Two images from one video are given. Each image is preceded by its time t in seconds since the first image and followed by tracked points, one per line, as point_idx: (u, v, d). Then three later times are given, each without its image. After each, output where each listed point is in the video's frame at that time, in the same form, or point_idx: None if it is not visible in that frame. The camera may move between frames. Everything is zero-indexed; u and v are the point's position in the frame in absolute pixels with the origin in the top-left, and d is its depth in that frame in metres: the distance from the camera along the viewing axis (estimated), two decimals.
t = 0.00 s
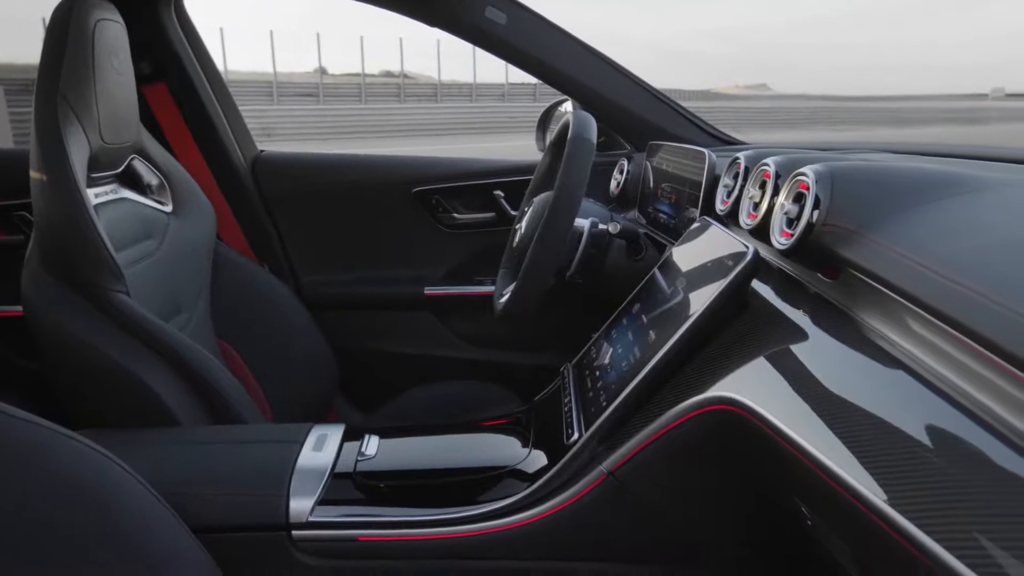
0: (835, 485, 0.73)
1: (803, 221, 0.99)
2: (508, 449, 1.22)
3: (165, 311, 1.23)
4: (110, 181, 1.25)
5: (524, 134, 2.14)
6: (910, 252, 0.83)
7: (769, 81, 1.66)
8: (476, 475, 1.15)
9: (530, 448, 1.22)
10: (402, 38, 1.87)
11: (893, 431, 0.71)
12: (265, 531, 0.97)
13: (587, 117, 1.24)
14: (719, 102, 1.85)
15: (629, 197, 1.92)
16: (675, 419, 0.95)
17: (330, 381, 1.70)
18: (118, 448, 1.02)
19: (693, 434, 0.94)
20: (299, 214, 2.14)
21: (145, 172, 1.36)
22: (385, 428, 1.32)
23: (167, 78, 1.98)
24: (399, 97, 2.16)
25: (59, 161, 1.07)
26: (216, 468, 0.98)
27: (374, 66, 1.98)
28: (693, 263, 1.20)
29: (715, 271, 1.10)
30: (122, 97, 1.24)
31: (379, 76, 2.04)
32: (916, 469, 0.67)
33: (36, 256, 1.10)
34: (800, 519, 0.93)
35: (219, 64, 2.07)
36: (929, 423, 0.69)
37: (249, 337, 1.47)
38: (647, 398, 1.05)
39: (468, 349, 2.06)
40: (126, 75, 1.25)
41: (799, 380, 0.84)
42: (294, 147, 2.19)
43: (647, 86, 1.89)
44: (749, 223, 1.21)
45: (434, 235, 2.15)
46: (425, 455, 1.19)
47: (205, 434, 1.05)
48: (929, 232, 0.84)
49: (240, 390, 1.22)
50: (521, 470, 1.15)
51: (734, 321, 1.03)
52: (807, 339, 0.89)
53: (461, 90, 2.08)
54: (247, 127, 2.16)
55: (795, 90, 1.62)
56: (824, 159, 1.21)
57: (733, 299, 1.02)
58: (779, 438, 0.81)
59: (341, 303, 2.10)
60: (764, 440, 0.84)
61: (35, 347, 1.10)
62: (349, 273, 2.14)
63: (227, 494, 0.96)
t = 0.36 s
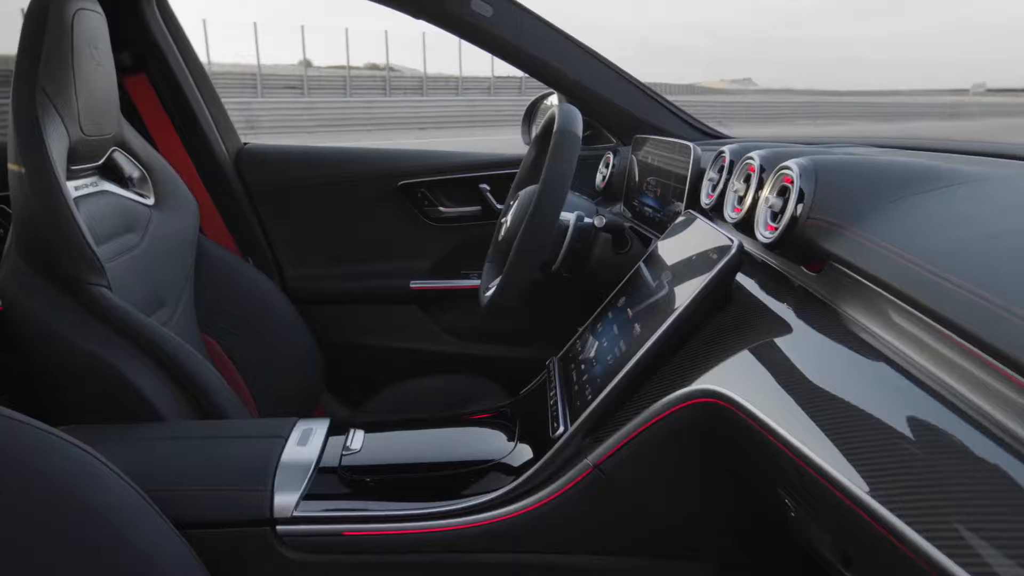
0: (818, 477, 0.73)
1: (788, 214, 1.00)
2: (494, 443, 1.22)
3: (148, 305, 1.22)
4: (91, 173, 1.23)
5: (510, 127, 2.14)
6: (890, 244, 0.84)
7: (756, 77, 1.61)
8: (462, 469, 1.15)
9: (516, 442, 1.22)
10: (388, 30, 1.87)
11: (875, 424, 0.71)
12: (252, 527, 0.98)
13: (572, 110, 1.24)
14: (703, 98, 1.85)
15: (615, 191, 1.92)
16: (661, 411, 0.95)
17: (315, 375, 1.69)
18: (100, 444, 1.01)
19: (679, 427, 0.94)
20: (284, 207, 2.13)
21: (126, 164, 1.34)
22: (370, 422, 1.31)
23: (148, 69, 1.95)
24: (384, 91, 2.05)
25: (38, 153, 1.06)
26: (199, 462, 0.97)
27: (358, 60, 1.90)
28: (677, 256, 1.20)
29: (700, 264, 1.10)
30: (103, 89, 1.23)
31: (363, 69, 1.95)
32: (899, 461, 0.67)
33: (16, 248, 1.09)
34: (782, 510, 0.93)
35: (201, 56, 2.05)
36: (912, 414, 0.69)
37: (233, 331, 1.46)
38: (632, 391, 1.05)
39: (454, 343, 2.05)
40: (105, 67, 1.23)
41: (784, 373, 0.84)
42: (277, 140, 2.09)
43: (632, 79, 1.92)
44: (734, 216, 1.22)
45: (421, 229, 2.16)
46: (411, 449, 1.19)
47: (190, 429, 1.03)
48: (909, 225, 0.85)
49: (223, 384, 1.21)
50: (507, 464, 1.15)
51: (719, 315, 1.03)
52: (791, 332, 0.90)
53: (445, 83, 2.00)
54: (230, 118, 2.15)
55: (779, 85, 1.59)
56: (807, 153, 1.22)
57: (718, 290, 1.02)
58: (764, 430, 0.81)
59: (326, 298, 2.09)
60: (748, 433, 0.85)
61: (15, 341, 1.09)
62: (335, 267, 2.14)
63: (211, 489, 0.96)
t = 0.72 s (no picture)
0: (803, 471, 0.74)
1: (771, 209, 1.01)
2: (479, 437, 1.21)
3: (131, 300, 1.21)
4: (71, 167, 1.22)
5: (496, 121, 2.13)
6: (872, 238, 0.84)
7: (739, 71, 1.67)
8: (447, 463, 1.15)
9: (501, 436, 1.22)
10: (373, 23, 1.84)
11: (858, 416, 0.72)
12: (236, 523, 0.97)
13: (557, 104, 1.24)
14: (689, 92, 1.85)
15: (601, 185, 1.93)
16: (647, 405, 0.95)
17: (299, 370, 1.69)
18: (79, 440, 1.00)
19: (665, 420, 0.94)
20: (268, 202, 2.12)
21: (106, 157, 1.33)
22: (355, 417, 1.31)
23: (128, 61, 1.93)
24: (371, 84, 2.10)
25: (17, 145, 1.04)
26: (182, 458, 0.97)
27: (345, 53, 1.93)
28: (663, 251, 1.20)
29: (685, 258, 1.10)
30: (83, 82, 1.22)
31: (349, 63, 1.99)
32: (882, 454, 0.68)
33: None
34: (765, 502, 0.94)
35: (184, 49, 2.02)
36: (895, 408, 0.69)
37: (215, 327, 1.44)
38: (617, 385, 1.06)
39: (439, 338, 2.05)
40: (85, 59, 1.22)
41: (768, 366, 0.85)
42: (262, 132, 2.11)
43: (620, 74, 1.89)
44: (719, 210, 1.22)
45: (405, 223, 2.14)
46: (395, 444, 1.19)
47: (174, 424, 1.02)
48: (891, 219, 0.86)
49: (206, 380, 1.20)
50: (492, 458, 1.15)
51: (703, 309, 1.03)
52: (775, 326, 0.90)
53: (433, 77, 2.04)
54: (212, 111, 2.11)
55: (766, 80, 1.62)
56: (793, 147, 1.22)
57: (703, 285, 1.03)
58: (749, 424, 0.81)
59: (310, 292, 2.08)
60: (733, 426, 0.85)
61: None
62: (319, 262, 2.13)
63: (195, 485, 0.95)
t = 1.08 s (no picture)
0: (789, 464, 0.74)
1: (756, 204, 1.01)
2: (466, 432, 1.21)
3: (114, 295, 1.20)
4: (52, 160, 1.21)
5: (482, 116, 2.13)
6: (855, 232, 0.85)
7: (728, 66, 1.63)
8: (434, 458, 1.15)
9: (487, 431, 1.22)
10: (359, 17, 1.83)
11: (842, 409, 0.72)
12: (220, 519, 0.96)
13: (544, 98, 1.24)
14: (675, 88, 1.85)
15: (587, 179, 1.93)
16: (634, 399, 0.95)
17: (285, 365, 1.68)
18: (62, 437, 0.99)
19: (651, 414, 0.95)
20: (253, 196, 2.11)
21: (88, 150, 1.32)
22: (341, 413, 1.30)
23: (110, 54, 1.90)
24: (357, 78, 2.04)
25: None
26: (167, 453, 0.96)
27: (331, 46, 1.89)
28: (648, 245, 1.21)
29: (671, 252, 1.10)
30: (63, 74, 1.20)
31: (335, 56, 1.95)
32: (865, 447, 0.68)
33: None
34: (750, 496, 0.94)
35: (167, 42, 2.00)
36: (878, 400, 0.70)
37: (200, 322, 1.43)
38: (603, 378, 1.06)
39: (425, 333, 2.05)
40: (65, 51, 1.20)
41: (753, 360, 0.85)
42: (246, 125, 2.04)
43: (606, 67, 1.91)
44: (704, 205, 1.22)
45: (391, 218, 2.14)
46: (381, 439, 1.18)
47: (160, 420, 1.01)
48: (875, 213, 0.86)
49: (191, 375, 1.19)
50: (479, 453, 1.15)
51: (688, 303, 1.04)
52: (761, 319, 0.90)
53: (420, 71, 1.98)
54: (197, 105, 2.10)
55: (749, 75, 1.61)
56: (777, 142, 1.22)
57: (689, 278, 1.03)
58: (734, 417, 0.82)
59: (296, 287, 2.08)
60: (718, 419, 0.85)
61: None
62: (305, 257, 2.12)
63: (180, 481, 0.94)
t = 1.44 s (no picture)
0: (774, 457, 0.74)
1: (743, 197, 1.01)
2: (453, 427, 1.21)
3: (96, 290, 1.18)
4: (32, 154, 1.19)
5: (468, 110, 2.12)
6: (840, 227, 0.85)
7: (713, 61, 1.64)
8: (421, 453, 1.15)
9: (475, 426, 1.22)
10: (345, 11, 1.81)
11: (826, 403, 0.73)
12: (207, 516, 0.96)
13: (531, 92, 1.23)
14: (661, 82, 1.85)
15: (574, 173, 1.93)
16: (620, 393, 0.96)
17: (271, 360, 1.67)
18: (45, 434, 0.98)
19: (637, 408, 0.95)
20: (238, 190, 2.09)
21: (69, 144, 1.30)
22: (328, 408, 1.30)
23: (92, 46, 1.88)
24: (342, 72, 2.08)
25: None
26: (151, 450, 0.95)
27: (317, 38, 1.89)
28: (635, 240, 1.20)
29: (658, 248, 1.10)
30: (44, 67, 1.19)
31: (320, 49, 1.96)
32: (851, 440, 0.69)
33: None
34: (736, 491, 0.95)
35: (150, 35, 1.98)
36: (862, 394, 0.70)
37: (185, 317, 1.42)
38: (590, 373, 1.06)
39: (412, 328, 2.04)
40: (45, 43, 1.19)
41: (738, 354, 0.86)
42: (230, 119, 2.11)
43: (592, 62, 1.91)
44: (691, 199, 1.22)
45: (377, 212, 2.13)
46: (368, 435, 1.18)
47: (143, 417, 1.00)
48: (859, 207, 0.87)
49: (175, 371, 1.18)
50: (466, 448, 1.15)
51: (675, 298, 1.04)
52: (746, 314, 0.91)
53: (406, 64, 2.00)
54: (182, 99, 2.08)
55: (733, 70, 1.63)
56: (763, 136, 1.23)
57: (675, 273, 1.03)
58: (720, 411, 0.82)
59: (282, 282, 2.07)
60: (704, 413, 0.86)
61: None
62: (291, 251, 2.11)
63: (164, 478, 0.93)
